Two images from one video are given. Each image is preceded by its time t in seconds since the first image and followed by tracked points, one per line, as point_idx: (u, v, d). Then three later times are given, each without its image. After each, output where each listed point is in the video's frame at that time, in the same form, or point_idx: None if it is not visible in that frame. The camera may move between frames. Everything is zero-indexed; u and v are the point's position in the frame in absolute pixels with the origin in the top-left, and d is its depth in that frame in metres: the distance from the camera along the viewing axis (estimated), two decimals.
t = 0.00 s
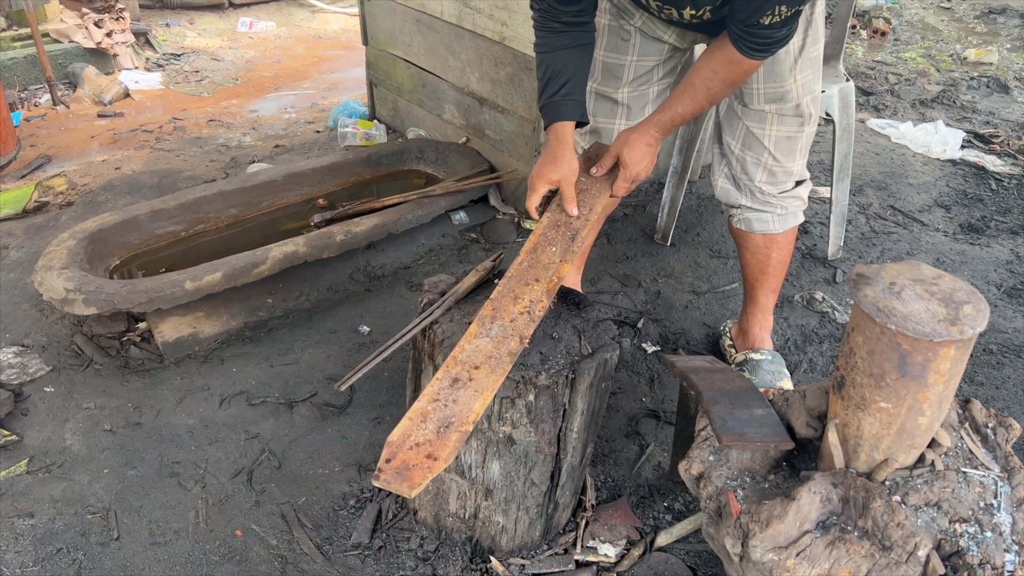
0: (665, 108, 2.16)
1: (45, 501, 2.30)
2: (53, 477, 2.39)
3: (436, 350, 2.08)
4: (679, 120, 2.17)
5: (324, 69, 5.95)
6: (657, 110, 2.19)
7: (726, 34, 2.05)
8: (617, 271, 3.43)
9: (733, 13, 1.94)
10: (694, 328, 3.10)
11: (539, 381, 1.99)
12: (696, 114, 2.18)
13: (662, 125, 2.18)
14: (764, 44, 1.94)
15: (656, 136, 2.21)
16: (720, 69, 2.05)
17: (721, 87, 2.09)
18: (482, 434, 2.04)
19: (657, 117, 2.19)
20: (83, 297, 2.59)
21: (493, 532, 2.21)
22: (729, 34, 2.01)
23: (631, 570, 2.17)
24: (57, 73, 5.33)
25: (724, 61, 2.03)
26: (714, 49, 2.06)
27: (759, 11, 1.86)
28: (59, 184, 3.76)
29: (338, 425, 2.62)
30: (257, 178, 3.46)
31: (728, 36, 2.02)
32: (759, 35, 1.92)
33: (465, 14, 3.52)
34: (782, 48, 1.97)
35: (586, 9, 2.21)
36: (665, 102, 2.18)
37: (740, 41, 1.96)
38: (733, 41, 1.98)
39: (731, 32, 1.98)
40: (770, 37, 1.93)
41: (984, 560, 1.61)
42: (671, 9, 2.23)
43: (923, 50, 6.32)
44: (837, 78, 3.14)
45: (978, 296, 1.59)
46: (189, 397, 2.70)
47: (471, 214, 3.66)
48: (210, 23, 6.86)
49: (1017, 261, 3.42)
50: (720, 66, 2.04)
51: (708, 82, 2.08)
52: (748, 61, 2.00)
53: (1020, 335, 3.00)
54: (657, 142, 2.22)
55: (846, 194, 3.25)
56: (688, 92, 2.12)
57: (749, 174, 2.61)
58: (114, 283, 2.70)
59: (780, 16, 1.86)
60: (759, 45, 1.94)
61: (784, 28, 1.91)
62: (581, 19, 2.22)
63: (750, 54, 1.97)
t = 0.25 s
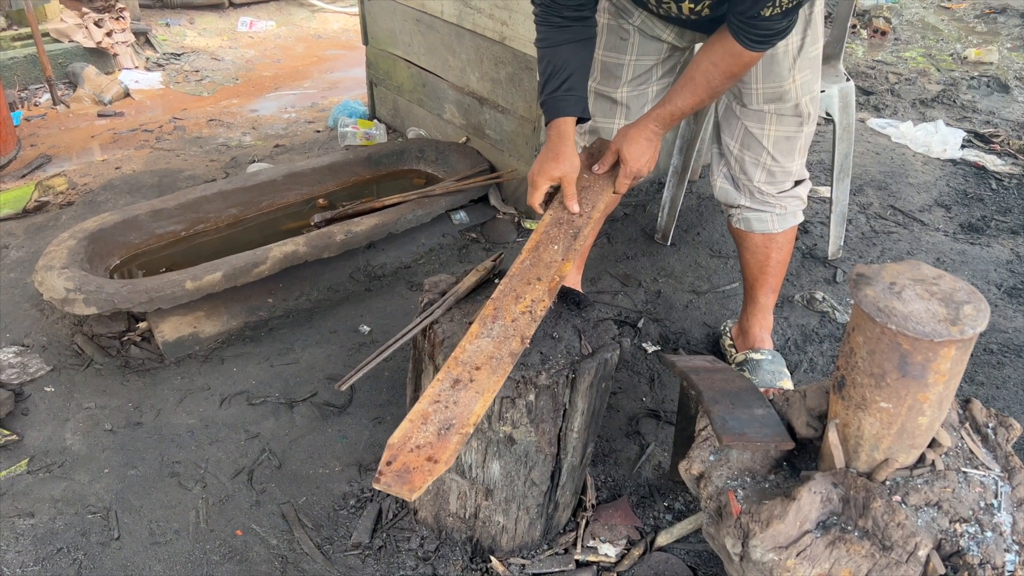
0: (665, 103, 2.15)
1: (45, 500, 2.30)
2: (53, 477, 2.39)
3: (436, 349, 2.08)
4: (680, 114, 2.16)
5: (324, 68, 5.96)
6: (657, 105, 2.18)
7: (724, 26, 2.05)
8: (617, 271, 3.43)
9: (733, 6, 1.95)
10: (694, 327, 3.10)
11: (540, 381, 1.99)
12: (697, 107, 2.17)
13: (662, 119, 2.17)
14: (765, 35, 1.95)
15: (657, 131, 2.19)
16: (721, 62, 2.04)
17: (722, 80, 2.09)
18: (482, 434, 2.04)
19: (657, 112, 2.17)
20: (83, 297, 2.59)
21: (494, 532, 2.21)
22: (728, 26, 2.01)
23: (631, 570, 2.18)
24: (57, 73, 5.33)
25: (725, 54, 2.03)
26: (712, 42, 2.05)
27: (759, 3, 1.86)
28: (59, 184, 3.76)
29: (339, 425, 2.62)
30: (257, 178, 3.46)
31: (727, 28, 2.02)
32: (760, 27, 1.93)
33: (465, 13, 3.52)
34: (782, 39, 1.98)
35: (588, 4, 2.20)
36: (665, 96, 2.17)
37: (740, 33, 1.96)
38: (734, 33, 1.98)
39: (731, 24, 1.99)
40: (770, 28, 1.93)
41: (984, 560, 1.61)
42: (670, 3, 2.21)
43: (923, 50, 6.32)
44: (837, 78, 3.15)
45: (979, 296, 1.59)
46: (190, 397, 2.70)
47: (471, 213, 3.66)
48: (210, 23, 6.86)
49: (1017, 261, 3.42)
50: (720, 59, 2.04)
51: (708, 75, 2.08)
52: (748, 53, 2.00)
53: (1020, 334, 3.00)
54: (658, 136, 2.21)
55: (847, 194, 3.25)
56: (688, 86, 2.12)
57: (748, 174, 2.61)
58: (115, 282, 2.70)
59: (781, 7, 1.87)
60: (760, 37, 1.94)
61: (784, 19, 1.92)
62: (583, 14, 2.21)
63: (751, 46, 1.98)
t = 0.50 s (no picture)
0: (665, 100, 2.15)
1: (43, 501, 2.30)
2: (51, 478, 2.39)
3: (434, 350, 2.07)
4: (680, 110, 2.16)
5: (323, 68, 5.95)
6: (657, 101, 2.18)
7: (721, 22, 2.04)
8: (616, 271, 3.43)
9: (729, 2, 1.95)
10: (693, 328, 3.10)
11: (538, 382, 1.99)
12: (697, 103, 2.17)
13: (664, 115, 2.17)
14: (761, 30, 1.94)
15: (659, 126, 2.20)
16: (718, 57, 2.04)
17: (721, 75, 2.08)
18: (481, 434, 2.04)
19: (657, 109, 2.18)
20: (82, 298, 2.59)
21: (492, 532, 2.21)
22: (725, 22, 2.01)
23: (630, 571, 2.18)
24: (56, 73, 5.33)
25: (722, 49, 2.02)
26: (711, 38, 2.05)
27: None
28: (57, 184, 3.77)
29: (337, 425, 2.62)
30: (255, 178, 3.46)
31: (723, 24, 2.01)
32: (756, 23, 1.93)
33: (464, 13, 3.52)
34: (778, 34, 1.98)
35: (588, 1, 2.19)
36: (665, 93, 2.17)
37: (737, 29, 1.96)
38: (730, 28, 1.98)
39: (727, 20, 1.98)
40: (765, 24, 1.93)
41: (982, 561, 1.61)
42: None
43: (922, 50, 6.32)
44: (836, 78, 3.15)
45: (977, 297, 1.59)
46: (188, 397, 2.70)
47: (470, 214, 3.66)
48: (209, 23, 6.86)
49: (1016, 261, 3.42)
50: (718, 54, 2.03)
51: (706, 71, 2.08)
52: (745, 48, 1.99)
53: (1019, 334, 3.00)
54: (660, 132, 2.21)
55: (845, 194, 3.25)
56: (687, 82, 2.12)
57: (746, 174, 2.61)
58: (113, 283, 2.70)
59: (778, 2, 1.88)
60: (755, 32, 1.94)
61: (779, 14, 1.91)
62: (582, 12, 2.20)
63: (748, 42, 1.97)
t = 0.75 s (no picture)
0: (682, 84, 2.15)
1: (40, 502, 2.30)
2: (49, 479, 2.39)
3: (431, 350, 2.07)
4: (697, 94, 2.16)
5: (321, 68, 5.95)
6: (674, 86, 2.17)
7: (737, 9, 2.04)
8: (614, 271, 3.43)
9: None
10: (691, 328, 3.10)
11: (535, 382, 1.99)
12: (714, 87, 2.16)
13: (681, 99, 2.16)
14: (779, 17, 1.94)
15: (675, 110, 2.18)
16: (735, 43, 2.04)
17: (738, 61, 2.08)
18: (478, 435, 2.04)
19: (674, 93, 2.17)
20: (80, 298, 2.59)
21: (490, 533, 2.21)
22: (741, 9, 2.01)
23: (627, 571, 2.18)
24: (54, 73, 5.33)
25: (739, 36, 2.02)
26: (729, 24, 2.05)
27: None
28: (55, 184, 3.80)
29: (335, 426, 2.62)
30: (254, 178, 3.46)
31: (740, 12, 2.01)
32: (773, 10, 1.92)
33: (462, 13, 3.52)
34: (797, 19, 1.96)
35: None
36: (682, 77, 2.16)
37: (755, 16, 1.96)
38: (747, 15, 1.98)
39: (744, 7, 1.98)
40: (782, 11, 1.93)
41: (978, 561, 1.62)
42: None
43: (921, 50, 6.32)
44: (834, 77, 3.14)
45: (973, 298, 1.60)
46: (186, 397, 2.70)
47: (468, 214, 3.66)
48: (208, 23, 6.86)
49: (1014, 261, 3.42)
50: (735, 41, 2.03)
51: (724, 56, 2.07)
52: (763, 35, 1.99)
53: (1016, 334, 3.00)
54: (678, 116, 2.20)
55: (843, 194, 3.25)
56: (704, 67, 2.12)
57: (744, 175, 2.61)
58: (111, 283, 2.70)
59: None
60: (773, 20, 1.94)
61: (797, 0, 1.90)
62: None
63: (766, 28, 1.97)
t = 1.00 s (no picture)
0: (703, 71, 2.15)
1: (39, 503, 2.30)
2: (47, 480, 2.38)
3: (429, 351, 2.07)
4: (718, 82, 2.16)
5: (320, 69, 5.95)
6: (694, 74, 2.18)
7: None
8: (612, 271, 3.43)
9: None
10: (689, 328, 3.10)
11: (534, 383, 1.99)
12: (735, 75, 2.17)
13: (703, 88, 2.18)
14: (800, 5, 1.91)
15: (696, 99, 2.20)
16: (755, 32, 2.03)
17: (759, 49, 2.07)
18: (476, 436, 2.05)
19: (696, 82, 2.18)
20: (78, 299, 2.59)
21: (488, 534, 2.21)
22: None
23: (626, 571, 2.18)
24: (52, 74, 5.32)
25: (758, 24, 2.01)
26: (750, 11, 2.03)
27: None
28: (54, 186, 3.82)
29: (333, 427, 2.62)
30: (252, 179, 3.46)
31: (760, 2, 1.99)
32: None
33: (460, 14, 3.52)
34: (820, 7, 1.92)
35: None
36: (702, 65, 2.16)
37: (774, 5, 1.93)
38: (767, 5, 1.95)
39: None
40: None
41: (976, 562, 1.62)
42: None
43: (919, 50, 6.33)
44: (832, 78, 3.14)
45: (970, 299, 1.60)
46: (185, 399, 2.70)
47: (466, 214, 3.66)
48: (206, 23, 6.86)
49: (1012, 261, 3.42)
50: (755, 29, 2.02)
51: (745, 46, 2.07)
52: (783, 24, 1.97)
53: (1014, 334, 3.00)
54: (697, 105, 2.22)
55: (841, 194, 3.26)
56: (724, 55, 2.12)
57: (744, 175, 2.61)
58: (110, 284, 2.70)
59: None
60: (793, 8, 1.90)
61: None
62: None
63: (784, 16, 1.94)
